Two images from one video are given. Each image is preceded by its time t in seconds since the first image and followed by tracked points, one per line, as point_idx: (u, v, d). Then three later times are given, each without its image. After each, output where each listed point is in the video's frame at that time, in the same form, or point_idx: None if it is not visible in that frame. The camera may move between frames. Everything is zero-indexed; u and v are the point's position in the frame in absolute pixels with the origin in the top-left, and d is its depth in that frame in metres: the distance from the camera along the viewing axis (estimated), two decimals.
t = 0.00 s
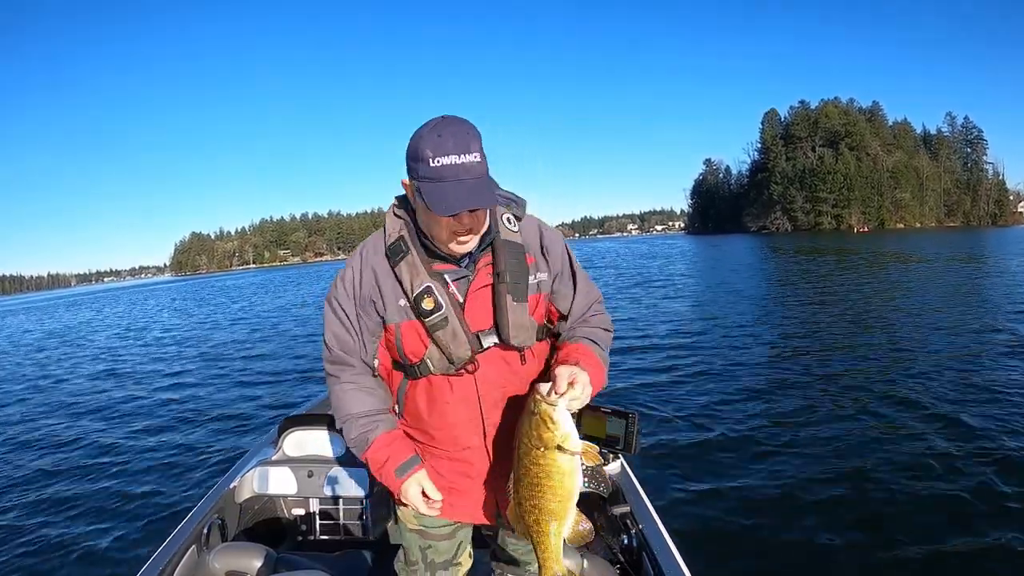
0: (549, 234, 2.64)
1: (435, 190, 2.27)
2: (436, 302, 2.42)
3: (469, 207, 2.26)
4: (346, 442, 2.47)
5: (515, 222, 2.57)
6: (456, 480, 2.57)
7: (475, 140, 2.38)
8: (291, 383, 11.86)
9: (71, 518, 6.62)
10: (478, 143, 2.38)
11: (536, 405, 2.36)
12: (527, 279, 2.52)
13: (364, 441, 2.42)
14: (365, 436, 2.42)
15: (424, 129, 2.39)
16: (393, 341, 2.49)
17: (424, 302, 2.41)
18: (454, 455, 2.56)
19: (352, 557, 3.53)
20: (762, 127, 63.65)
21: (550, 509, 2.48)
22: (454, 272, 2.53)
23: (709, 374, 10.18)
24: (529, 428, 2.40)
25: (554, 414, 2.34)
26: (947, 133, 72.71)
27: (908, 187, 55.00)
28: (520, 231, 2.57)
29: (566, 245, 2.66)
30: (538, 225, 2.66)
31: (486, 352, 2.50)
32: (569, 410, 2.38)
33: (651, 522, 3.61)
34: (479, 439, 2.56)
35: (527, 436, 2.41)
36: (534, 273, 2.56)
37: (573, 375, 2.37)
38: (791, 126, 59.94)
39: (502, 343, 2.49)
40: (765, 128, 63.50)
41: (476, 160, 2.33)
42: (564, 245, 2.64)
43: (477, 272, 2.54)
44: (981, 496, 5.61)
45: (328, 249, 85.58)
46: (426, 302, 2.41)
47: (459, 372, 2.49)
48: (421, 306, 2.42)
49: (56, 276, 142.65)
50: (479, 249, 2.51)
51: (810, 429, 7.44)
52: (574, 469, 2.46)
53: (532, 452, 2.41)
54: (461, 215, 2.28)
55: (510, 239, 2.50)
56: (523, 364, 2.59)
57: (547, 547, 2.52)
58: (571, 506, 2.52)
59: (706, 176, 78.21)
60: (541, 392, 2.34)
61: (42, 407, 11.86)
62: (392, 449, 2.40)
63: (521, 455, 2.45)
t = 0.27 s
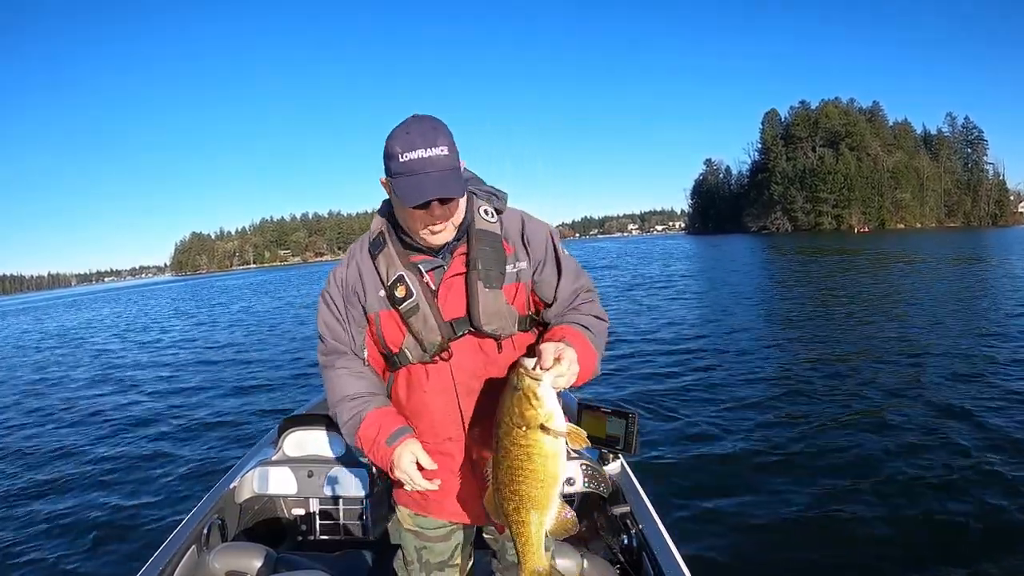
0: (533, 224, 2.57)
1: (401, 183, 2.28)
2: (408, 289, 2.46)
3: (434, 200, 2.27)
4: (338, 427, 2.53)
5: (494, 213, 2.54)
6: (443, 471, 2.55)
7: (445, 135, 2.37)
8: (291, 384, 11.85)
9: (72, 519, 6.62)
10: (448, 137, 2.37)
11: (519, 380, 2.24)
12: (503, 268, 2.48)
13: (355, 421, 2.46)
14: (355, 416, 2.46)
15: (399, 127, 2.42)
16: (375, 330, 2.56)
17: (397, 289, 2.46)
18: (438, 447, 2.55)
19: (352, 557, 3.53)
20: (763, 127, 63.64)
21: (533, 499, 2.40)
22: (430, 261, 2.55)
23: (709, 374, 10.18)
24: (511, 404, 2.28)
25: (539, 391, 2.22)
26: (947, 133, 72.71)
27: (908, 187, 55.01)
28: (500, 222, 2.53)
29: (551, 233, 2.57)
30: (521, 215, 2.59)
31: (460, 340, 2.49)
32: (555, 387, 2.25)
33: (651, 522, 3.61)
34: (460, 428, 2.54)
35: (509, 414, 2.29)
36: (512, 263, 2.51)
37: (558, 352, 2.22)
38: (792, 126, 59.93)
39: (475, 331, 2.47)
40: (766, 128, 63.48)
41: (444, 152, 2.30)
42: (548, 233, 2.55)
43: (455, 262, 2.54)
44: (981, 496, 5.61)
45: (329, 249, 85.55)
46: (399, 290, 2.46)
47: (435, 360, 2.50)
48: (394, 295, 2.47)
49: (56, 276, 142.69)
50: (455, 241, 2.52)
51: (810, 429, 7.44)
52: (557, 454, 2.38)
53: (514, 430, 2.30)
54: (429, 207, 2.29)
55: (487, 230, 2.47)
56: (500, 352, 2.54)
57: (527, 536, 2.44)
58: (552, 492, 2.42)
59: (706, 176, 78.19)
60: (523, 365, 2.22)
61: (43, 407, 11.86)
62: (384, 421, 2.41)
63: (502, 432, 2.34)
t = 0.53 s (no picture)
0: (523, 222, 2.54)
1: (385, 186, 2.29)
2: (392, 283, 2.44)
3: (419, 202, 2.27)
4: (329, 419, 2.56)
5: (484, 210, 2.52)
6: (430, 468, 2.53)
7: (429, 137, 2.36)
8: (292, 384, 11.85)
9: (73, 519, 6.62)
10: (432, 140, 2.36)
11: (511, 387, 2.18)
12: (490, 263, 2.45)
13: (343, 412, 2.49)
14: (343, 409, 2.49)
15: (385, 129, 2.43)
16: (363, 324, 2.56)
17: (381, 282, 2.46)
18: (425, 444, 2.53)
19: (352, 557, 3.54)
20: (764, 127, 63.63)
21: (517, 502, 2.40)
22: (418, 257, 2.55)
23: (709, 374, 10.18)
24: (500, 411, 2.23)
25: (531, 399, 2.18)
26: (947, 134, 72.73)
27: (909, 188, 55.02)
28: (489, 219, 2.51)
29: (540, 232, 2.54)
30: (510, 213, 2.56)
31: (443, 334, 2.45)
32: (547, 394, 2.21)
33: (651, 522, 3.61)
34: (445, 424, 2.50)
35: (498, 421, 2.24)
36: (499, 259, 2.48)
37: (550, 357, 2.18)
38: (793, 126, 59.93)
39: (459, 325, 2.43)
40: (767, 128, 63.47)
41: (426, 155, 2.29)
42: (536, 232, 2.53)
43: (441, 257, 2.52)
44: (982, 497, 5.61)
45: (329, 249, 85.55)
46: (385, 283, 2.45)
47: (420, 354, 2.48)
48: (379, 287, 2.46)
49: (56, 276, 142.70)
50: (443, 237, 2.51)
51: (810, 429, 7.44)
52: (544, 458, 2.36)
53: (504, 436, 2.26)
54: (413, 208, 2.29)
55: (475, 226, 2.44)
56: (485, 348, 2.49)
57: (508, 537, 2.45)
58: (536, 495, 2.41)
59: (707, 177, 78.19)
60: (517, 372, 2.16)
61: (43, 408, 11.87)
62: (369, 415, 2.43)
63: (488, 438, 2.30)
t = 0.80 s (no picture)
0: (511, 218, 2.54)
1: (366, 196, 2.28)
2: (384, 288, 2.44)
3: (402, 210, 2.26)
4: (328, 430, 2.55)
5: (470, 210, 2.52)
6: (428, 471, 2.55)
7: (409, 143, 2.33)
8: (293, 383, 11.85)
9: (74, 518, 6.63)
10: (411, 145, 2.34)
11: (507, 371, 2.18)
12: (480, 262, 2.45)
13: (342, 423, 2.47)
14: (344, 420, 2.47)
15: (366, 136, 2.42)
16: (357, 331, 2.55)
17: (374, 289, 2.45)
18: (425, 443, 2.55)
19: (352, 557, 3.53)
20: (765, 128, 63.64)
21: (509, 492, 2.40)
22: (407, 260, 2.53)
23: (709, 375, 10.18)
24: (494, 394, 2.23)
25: (527, 381, 2.20)
26: (949, 135, 72.74)
27: (910, 189, 55.06)
28: (476, 218, 2.50)
29: (528, 227, 2.55)
30: (498, 210, 2.56)
31: (436, 337, 2.44)
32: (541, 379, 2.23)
33: (651, 522, 3.61)
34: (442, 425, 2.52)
35: (492, 405, 2.25)
36: (489, 257, 2.49)
37: (545, 342, 2.20)
38: (794, 127, 59.94)
39: (453, 325, 2.43)
40: (768, 129, 63.46)
41: (406, 162, 2.27)
42: (524, 226, 2.53)
43: (430, 259, 2.52)
44: (981, 498, 5.60)
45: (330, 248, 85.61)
46: (376, 289, 2.45)
47: (416, 356, 2.47)
48: (372, 294, 2.45)
49: (57, 274, 142.84)
50: (431, 239, 2.49)
51: (809, 430, 7.43)
52: (535, 445, 2.37)
53: (498, 420, 2.27)
54: (397, 216, 2.28)
55: (462, 225, 2.44)
56: (480, 346, 2.48)
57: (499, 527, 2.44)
58: (527, 485, 2.42)
59: (707, 177, 78.21)
60: (511, 355, 2.16)
61: (43, 406, 11.87)
62: (368, 426, 2.41)
63: (481, 422, 2.30)
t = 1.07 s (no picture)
0: (503, 210, 2.58)
1: (354, 195, 2.31)
2: (386, 287, 2.45)
3: (389, 204, 2.30)
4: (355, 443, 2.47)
5: (462, 206, 2.57)
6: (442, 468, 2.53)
7: (391, 141, 2.37)
8: (293, 383, 11.85)
9: (74, 518, 6.63)
10: (395, 141, 2.37)
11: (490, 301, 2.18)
12: (477, 253, 2.48)
13: (372, 428, 2.41)
14: (374, 424, 2.41)
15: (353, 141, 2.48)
16: (366, 333, 2.60)
17: (376, 289, 2.46)
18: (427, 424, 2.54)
19: (352, 557, 3.53)
20: (765, 128, 63.59)
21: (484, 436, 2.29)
22: (406, 259, 2.58)
23: (709, 375, 10.17)
24: (478, 325, 2.20)
25: (512, 314, 2.17)
26: (949, 136, 72.71)
27: (910, 190, 55.02)
28: (469, 213, 2.56)
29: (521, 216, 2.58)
30: (491, 203, 2.60)
31: (443, 331, 2.47)
32: (526, 319, 2.20)
33: (651, 522, 3.61)
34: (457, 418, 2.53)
35: (474, 334, 2.21)
36: (485, 249, 2.52)
37: (534, 291, 2.21)
38: (795, 127, 59.89)
39: (460, 317, 2.45)
40: (768, 129, 63.40)
41: (388, 160, 2.30)
42: (516, 216, 2.57)
43: (430, 255, 2.55)
44: (981, 499, 5.61)
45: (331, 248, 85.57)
46: (378, 289, 2.46)
47: (425, 351, 2.49)
48: (374, 294, 2.47)
49: (57, 273, 142.86)
50: (428, 237, 2.55)
51: (809, 431, 7.43)
52: (515, 391, 2.29)
53: (479, 350, 2.23)
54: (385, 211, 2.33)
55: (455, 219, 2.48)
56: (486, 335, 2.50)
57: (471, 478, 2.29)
58: (503, 434, 2.31)
59: (708, 177, 78.16)
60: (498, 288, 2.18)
61: (42, 406, 11.86)
62: (396, 427, 2.36)
63: (461, 353, 2.26)
